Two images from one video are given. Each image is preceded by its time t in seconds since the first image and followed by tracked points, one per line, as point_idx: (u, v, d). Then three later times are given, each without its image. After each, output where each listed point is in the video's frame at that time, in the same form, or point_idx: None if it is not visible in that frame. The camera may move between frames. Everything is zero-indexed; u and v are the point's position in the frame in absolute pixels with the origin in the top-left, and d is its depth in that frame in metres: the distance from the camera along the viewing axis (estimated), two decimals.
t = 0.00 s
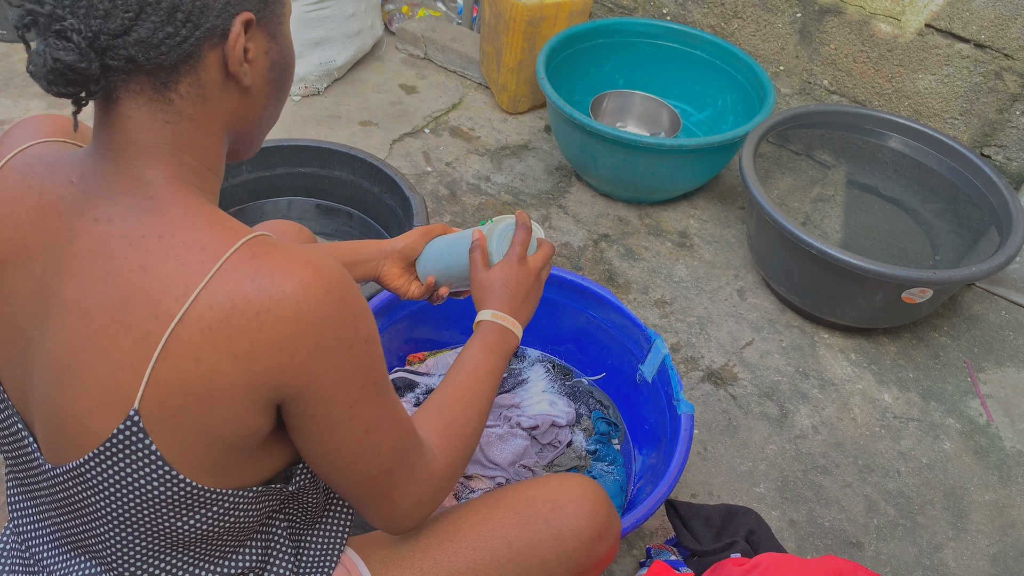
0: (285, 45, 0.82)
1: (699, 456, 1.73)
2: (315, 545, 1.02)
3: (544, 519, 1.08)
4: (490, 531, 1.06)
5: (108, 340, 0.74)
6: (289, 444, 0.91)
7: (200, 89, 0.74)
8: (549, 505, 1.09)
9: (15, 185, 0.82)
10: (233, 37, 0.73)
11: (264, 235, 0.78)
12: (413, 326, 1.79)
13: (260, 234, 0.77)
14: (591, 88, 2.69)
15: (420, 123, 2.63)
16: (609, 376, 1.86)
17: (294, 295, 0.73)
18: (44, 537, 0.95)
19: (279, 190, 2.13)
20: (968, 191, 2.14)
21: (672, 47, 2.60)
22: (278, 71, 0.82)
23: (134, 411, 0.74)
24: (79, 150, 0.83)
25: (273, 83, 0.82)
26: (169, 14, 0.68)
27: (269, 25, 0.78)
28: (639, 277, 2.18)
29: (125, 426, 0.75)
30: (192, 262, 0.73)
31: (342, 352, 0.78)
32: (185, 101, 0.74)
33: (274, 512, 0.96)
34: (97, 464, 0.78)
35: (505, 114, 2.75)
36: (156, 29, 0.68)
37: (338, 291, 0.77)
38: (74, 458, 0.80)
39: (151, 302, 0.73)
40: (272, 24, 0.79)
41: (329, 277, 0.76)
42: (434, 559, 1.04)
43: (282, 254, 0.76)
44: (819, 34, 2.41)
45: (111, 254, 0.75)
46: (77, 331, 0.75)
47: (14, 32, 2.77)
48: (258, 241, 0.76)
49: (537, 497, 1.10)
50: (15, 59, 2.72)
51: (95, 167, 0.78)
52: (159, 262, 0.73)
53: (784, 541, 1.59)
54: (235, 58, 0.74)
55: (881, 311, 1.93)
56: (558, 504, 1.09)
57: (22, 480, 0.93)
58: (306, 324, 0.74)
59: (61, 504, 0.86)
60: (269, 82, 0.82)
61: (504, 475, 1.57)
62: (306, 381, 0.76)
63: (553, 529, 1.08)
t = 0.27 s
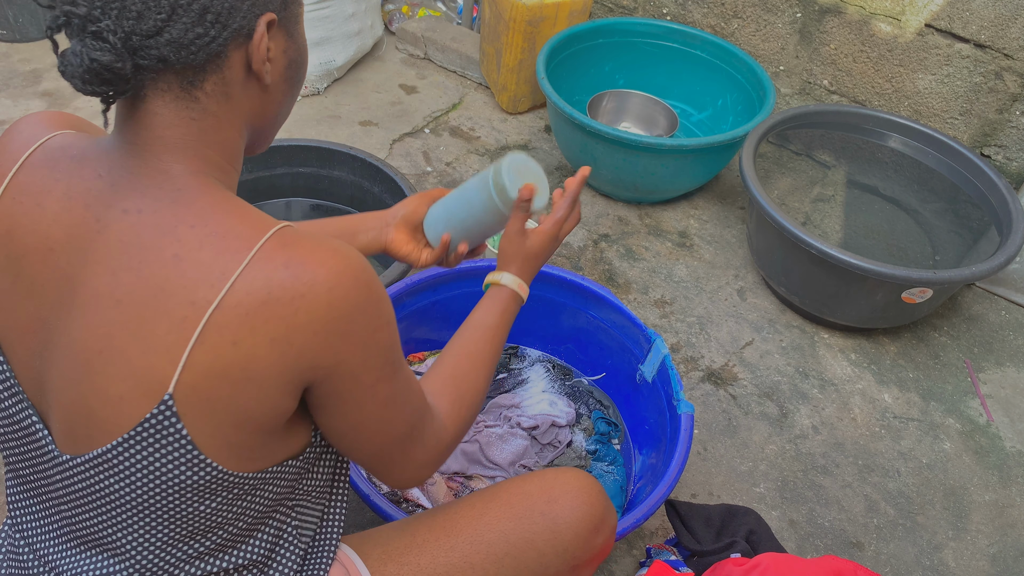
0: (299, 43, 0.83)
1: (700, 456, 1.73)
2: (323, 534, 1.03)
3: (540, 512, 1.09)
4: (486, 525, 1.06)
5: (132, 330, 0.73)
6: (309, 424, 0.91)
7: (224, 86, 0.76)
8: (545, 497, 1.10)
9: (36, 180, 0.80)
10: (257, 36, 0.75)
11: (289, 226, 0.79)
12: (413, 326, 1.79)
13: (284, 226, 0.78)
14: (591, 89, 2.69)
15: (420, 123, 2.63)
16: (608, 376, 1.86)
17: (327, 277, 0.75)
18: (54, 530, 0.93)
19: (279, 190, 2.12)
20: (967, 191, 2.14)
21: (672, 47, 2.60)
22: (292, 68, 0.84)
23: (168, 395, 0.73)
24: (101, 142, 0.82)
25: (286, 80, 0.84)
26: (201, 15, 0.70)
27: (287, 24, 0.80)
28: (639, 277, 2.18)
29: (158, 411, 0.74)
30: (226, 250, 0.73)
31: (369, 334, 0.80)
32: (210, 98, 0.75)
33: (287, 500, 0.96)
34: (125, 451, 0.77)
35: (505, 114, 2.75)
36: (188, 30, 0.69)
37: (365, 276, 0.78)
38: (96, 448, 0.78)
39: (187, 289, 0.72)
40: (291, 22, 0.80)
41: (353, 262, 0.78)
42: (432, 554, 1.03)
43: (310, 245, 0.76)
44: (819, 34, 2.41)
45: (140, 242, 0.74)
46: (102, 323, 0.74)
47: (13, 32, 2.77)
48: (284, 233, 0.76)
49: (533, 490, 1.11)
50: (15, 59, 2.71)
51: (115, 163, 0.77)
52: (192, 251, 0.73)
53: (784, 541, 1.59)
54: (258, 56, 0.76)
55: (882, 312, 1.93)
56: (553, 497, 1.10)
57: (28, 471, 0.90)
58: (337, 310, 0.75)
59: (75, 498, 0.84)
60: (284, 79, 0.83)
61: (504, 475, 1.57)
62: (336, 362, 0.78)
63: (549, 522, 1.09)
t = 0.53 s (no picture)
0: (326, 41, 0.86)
1: (699, 456, 1.73)
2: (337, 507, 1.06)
3: (543, 506, 1.09)
4: (489, 520, 1.06)
5: (196, 293, 0.76)
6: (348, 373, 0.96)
7: (260, 82, 0.80)
8: (547, 491, 1.10)
9: (96, 164, 0.83)
10: (288, 38, 0.78)
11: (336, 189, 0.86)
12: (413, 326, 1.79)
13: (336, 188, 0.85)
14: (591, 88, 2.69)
15: (420, 123, 2.63)
16: (609, 376, 1.86)
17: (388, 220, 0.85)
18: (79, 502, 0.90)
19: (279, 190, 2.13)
20: (967, 190, 2.14)
21: (672, 47, 2.60)
22: (321, 62, 0.87)
23: (256, 335, 0.77)
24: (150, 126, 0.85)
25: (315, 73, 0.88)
26: (241, 23, 0.73)
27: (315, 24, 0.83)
28: (638, 277, 2.18)
29: (242, 354, 0.77)
30: (301, 211, 0.79)
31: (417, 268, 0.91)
32: (248, 92, 0.80)
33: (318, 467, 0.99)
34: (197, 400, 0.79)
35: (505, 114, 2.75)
36: (228, 37, 0.73)
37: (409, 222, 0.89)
38: (165, 401, 0.79)
39: (266, 246, 0.77)
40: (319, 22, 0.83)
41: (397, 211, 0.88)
42: (435, 547, 1.03)
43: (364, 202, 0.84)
44: (819, 34, 2.41)
45: (213, 209, 0.77)
46: (166, 293, 0.77)
47: (13, 32, 2.77)
48: (341, 195, 0.83)
49: (535, 485, 1.11)
50: (15, 59, 2.71)
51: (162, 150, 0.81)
52: (267, 214, 0.78)
53: (784, 541, 1.59)
54: (290, 54, 0.80)
55: (882, 312, 1.93)
56: (556, 492, 1.10)
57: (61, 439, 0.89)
58: (398, 248, 0.85)
59: (122, 458, 0.83)
60: (314, 72, 0.87)
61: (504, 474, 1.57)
62: (394, 299, 0.89)
63: (551, 516, 1.09)
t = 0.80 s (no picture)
0: (361, 57, 0.92)
1: (700, 456, 1.73)
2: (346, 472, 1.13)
3: (547, 502, 1.09)
4: (494, 514, 1.07)
5: (274, 267, 0.83)
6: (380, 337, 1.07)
7: (298, 92, 0.86)
8: (552, 487, 1.11)
9: (159, 160, 0.84)
10: (324, 60, 0.85)
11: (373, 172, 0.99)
12: (413, 326, 1.79)
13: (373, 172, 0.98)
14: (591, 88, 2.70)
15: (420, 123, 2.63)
16: (609, 376, 1.86)
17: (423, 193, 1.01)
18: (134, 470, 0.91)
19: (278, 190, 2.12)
20: (967, 191, 2.14)
21: (672, 47, 2.60)
22: (355, 78, 0.94)
23: (346, 295, 0.88)
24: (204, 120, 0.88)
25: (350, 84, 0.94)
26: (280, 45, 0.79)
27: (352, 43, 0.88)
28: (638, 277, 2.18)
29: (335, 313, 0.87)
30: (369, 188, 0.91)
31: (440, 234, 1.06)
32: (286, 101, 0.86)
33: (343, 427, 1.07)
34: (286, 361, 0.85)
35: (505, 114, 2.75)
36: (267, 57, 0.79)
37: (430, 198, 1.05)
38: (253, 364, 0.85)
39: (347, 219, 0.87)
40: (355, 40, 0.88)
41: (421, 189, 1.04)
42: (441, 541, 1.04)
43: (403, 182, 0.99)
44: (819, 34, 2.41)
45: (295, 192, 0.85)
46: (249, 274, 0.82)
47: (13, 31, 2.76)
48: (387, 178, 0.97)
49: (540, 481, 1.11)
50: (15, 59, 2.71)
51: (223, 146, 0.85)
52: (343, 194, 0.88)
53: (784, 541, 1.59)
54: (324, 71, 0.86)
55: (882, 312, 1.93)
56: (560, 488, 1.11)
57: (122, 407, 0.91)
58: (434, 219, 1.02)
59: (195, 422, 0.86)
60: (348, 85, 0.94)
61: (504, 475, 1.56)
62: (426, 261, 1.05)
63: (556, 513, 1.09)
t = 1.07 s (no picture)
0: (360, 55, 0.92)
1: (700, 456, 1.73)
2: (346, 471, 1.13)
3: (547, 499, 1.09)
4: (493, 510, 1.07)
5: (274, 265, 0.83)
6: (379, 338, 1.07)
7: (296, 89, 0.87)
8: (551, 484, 1.11)
9: (157, 162, 0.84)
10: (322, 57, 0.85)
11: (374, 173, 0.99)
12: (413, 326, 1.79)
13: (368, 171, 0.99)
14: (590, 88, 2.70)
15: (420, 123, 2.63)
16: (609, 376, 1.86)
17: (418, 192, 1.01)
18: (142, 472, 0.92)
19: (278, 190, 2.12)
20: (967, 191, 2.14)
21: (672, 47, 2.60)
22: (353, 78, 0.94)
23: (346, 296, 0.88)
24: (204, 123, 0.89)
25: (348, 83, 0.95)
26: (277, 42, 0.79)
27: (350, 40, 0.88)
28: (638, 277, 2.18)
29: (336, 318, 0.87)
30: (369, 188, 0.91)
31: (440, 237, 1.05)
32: (284, 98, 0.86)
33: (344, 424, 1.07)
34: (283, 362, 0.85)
35: (505, 114, 2.75)
36: (264, 53, 0.79)
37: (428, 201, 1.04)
38: (256, 363, 0.85)
39: (349, 219, 0.87)
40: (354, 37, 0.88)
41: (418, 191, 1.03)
42: (441, 537, 1.04)
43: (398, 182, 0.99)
44: (819, 34, 2.41)
45: (297, 190, 0.85)
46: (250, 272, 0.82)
47: (13, 31, 2.76)
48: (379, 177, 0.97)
49: (539, 477, 1.11)
50: (15, 59, 2.71)
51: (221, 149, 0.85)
52: (341, 195, 0.88)
53: (784, 541, 1.59)
54: (322, 68, 0.86)
55: (882, 311, 1.93)
56: (559, 484, 1.11)
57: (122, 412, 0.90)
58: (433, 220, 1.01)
59: (199, 422, 0.86)
60: (345, 85, 0.94)
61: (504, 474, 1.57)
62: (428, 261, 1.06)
63: (556, 509, 1.09)
